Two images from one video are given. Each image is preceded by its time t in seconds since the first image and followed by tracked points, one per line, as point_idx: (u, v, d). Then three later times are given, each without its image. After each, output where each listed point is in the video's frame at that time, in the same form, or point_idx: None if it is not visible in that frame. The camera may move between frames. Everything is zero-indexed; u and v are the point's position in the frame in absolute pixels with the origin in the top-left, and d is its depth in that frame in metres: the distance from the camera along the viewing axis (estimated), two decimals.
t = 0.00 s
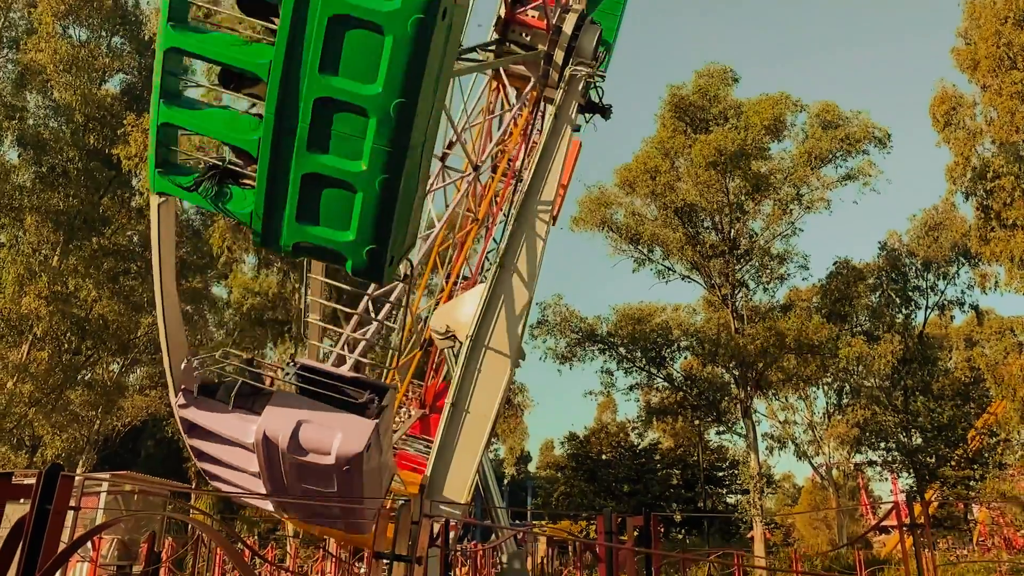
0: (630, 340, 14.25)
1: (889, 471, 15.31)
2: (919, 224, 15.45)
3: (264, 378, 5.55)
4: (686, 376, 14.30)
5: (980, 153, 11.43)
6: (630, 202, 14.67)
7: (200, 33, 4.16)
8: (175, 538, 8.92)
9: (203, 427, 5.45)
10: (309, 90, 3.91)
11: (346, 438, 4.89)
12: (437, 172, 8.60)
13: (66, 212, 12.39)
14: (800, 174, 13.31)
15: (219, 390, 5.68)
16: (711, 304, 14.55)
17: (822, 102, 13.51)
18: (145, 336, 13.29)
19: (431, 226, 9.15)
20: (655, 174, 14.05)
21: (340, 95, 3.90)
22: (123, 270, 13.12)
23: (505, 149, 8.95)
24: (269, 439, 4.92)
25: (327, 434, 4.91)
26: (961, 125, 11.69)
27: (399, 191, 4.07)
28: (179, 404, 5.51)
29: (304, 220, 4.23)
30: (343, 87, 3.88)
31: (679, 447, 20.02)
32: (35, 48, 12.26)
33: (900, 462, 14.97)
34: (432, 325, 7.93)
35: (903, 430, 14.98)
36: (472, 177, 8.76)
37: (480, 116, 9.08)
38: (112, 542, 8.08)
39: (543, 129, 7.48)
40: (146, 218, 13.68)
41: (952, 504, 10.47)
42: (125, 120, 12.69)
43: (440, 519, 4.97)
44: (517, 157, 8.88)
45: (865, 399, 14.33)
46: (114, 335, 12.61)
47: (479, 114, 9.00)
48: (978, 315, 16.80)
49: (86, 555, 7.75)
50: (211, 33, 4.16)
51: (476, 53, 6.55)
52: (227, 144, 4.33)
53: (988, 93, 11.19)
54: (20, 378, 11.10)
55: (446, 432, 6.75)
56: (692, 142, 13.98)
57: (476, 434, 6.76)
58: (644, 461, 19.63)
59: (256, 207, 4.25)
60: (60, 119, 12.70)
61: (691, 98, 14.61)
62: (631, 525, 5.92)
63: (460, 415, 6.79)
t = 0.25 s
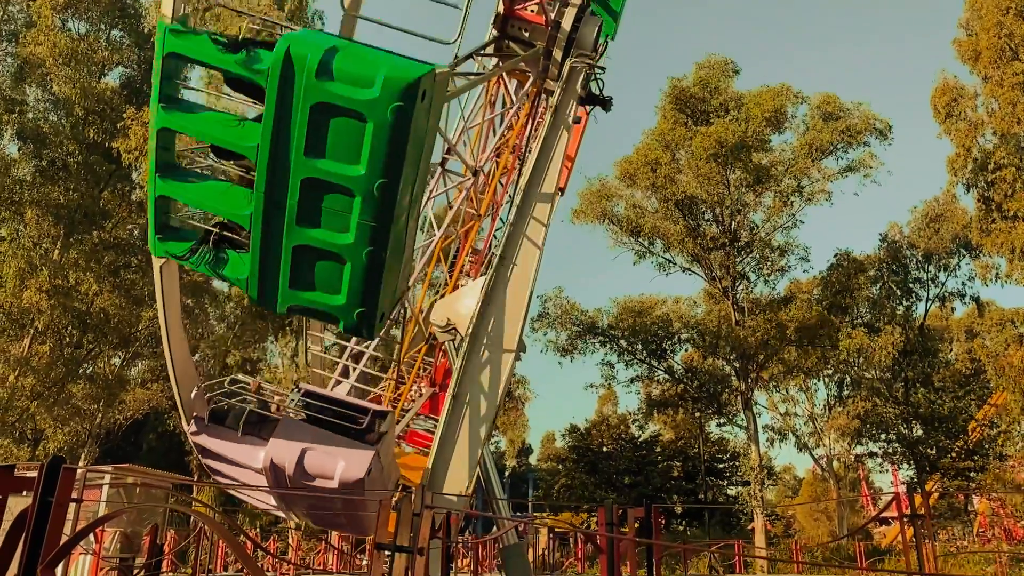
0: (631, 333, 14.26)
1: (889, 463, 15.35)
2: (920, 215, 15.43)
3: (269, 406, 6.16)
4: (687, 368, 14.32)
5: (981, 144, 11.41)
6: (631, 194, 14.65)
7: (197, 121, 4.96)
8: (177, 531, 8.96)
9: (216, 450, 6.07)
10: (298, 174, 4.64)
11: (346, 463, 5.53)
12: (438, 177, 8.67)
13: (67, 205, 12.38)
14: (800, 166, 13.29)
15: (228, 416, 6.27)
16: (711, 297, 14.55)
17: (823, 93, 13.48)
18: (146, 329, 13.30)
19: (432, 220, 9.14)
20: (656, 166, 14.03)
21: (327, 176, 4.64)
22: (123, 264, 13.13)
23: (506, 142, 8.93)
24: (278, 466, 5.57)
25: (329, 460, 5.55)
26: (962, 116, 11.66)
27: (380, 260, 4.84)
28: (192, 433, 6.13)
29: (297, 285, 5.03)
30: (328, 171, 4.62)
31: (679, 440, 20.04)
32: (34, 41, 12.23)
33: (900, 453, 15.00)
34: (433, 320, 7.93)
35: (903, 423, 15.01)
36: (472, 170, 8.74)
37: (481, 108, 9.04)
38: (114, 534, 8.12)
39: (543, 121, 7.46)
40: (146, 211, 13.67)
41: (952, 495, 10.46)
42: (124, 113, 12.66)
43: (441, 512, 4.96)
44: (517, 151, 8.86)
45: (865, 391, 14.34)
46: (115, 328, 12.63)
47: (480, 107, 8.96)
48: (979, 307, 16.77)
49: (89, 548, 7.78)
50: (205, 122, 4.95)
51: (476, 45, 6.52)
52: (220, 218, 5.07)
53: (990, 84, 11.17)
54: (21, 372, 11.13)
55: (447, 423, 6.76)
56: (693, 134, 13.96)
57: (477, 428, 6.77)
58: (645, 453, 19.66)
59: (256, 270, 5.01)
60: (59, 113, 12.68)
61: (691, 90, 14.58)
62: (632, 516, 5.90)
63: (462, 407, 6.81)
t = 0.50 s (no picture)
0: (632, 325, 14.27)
1: (891, 455, 15.38)
2: (921, 208, 15.42)
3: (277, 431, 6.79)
4: (688, 361, 14.34)
5: (983, 136, 11.38)
6: (632, 187, 14.62)
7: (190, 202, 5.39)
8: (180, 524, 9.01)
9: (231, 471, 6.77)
10: (289, 255, 4.98)
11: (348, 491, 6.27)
12: (439, 179, 8.77)
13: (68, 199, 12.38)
14: (802, 159, 13.24)
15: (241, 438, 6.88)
16: (712, 289, 14.55)
17: (824, 85, 13.45)
18: (148, 323, 13.32)
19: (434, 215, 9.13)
20: (657, 159, 14.01)
21: (318, 257, 4.96)
22: (125, 258, 13.16)
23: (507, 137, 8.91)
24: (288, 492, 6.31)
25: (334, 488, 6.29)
26: (964, 108, 11.63)
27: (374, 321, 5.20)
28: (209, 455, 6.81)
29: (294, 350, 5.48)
30: (319, 254, 4.93)
31: (681, 432, 20.05)
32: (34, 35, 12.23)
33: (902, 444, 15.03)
34: (433, 313, 7.94)
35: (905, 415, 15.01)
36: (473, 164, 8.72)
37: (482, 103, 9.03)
38: (117, 528, 8.16)
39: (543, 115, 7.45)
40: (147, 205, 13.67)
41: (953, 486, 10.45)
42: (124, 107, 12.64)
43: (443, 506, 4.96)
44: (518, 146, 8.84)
45: (867, 383, 14.33)
46: (117, 322, 12.65)
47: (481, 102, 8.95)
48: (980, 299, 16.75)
49: (92, 541, 7.81)
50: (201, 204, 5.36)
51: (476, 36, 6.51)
52: (220, 289, 5.48)
53: (991, 75, 11.14)
54: (23, 366, 11.16)
55: (449, 416, 6.76)
56: (694, 127, 13.93)
57: (478, 420, 6.78)
58: (646, 445, 19.69)
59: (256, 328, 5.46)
60: (60, 107, 12.67)
61: (692, 82, 14.55)
62: (633, 509, 5.90)
63: (463, 401, 6.81)
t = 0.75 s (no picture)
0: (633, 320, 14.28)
1: (892, 449, 15.41)
2: (923, 202, 15.40)
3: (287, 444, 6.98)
4: (690, 356, 14.35)
5: (985, 130, 11.36)
6: (634, 181, 14.61)
7: (190, 269, 4.97)
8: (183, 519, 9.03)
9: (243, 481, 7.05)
10: (286, 322, 4.57)
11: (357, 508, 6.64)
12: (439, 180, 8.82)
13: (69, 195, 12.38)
14: (803, 153, 13.22)
15: (254, 452, 7.01)
16: (714, 284, 14.54)
17: (825, 79, 13.42)
18: (150, 319, 13.33)
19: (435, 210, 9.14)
20: (658, 153, 13.99)
21: (314, 323, 4.56)
22: (126, 254, 13.17)
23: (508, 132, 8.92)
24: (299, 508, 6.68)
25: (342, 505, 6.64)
26: (966, 101, 11.59)
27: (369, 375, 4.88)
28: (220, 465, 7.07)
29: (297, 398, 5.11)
30: (315, 320, 4.54)
31: (682, 426, 20.06)
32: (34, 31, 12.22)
33: (903, 438, 15.06)
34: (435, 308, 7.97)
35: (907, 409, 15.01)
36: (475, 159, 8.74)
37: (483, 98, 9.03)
38: (120, 524, 8.19)
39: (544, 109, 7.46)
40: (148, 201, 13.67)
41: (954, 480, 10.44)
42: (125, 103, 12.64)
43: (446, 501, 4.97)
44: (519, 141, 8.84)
45: (868, 377, 14.32)
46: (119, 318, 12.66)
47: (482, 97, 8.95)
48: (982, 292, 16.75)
49: (95, 537, 7.81)
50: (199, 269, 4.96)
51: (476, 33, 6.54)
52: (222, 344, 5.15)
53: (994, 69, 11.11)
54: (26, 362, 11.18)
55: (452, 410, 6.78)
56: (695, 121, 13.91)
57: (478, 415, 6.78)
58: (648, 440, 19.72)
59: (254, 386, 5.13)
60: (60, 103, 12.66)
61: (693, 76, 14.52)
62: (636, 503, 5.89)
63: (465, 396, 6.81)
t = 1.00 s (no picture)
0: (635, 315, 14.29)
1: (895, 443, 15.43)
2: (926, 196, 15.37)
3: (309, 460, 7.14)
4: (691, 351, 14.36)
5: (988, 124, 11.33)
6: (636, 176, 14.58)
7: (198, 331, 4.77)
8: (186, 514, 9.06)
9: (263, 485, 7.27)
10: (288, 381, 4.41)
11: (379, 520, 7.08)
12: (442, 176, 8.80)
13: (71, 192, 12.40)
14: (805, 148, 13.21)
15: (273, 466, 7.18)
16: (716, 279, 14.53)
17: (828, 73, 13.37)
18: (152, 316, 13.35)
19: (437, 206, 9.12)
20: (660, 148, 13.97)
21: (313, 381, 4.38)
22: (128, 251, 13.19)
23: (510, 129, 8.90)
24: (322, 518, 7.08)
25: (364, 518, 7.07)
26: (969, 95, 11.55)
27: (366, 431, 4.69)
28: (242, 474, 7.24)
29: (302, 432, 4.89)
30: (314, 379, 4.34)
31: (684, 421, 20.09)
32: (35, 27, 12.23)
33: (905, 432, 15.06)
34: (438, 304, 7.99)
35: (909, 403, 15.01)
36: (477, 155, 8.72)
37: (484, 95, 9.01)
38: (124, 520, 8.22)
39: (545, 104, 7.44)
40: (150, 198, 13.68)
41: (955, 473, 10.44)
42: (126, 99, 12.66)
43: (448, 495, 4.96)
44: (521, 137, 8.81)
45: (871, 371, 14.30)
46: (121, 314, 12.68)
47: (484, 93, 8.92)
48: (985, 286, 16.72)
49: (99, 533, 7.84)
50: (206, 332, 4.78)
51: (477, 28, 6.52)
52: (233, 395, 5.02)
53: (997, 62, 11.06)
54: (28, 358, 11.21)
55: (453, 406, 6.77)
56: (697, 116, 13.88)
57: (479, 412, 6.78)
58: (650, 435, 19.74)
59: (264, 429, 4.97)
60: (62, 100, 12.67)
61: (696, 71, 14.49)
62: (638, 498, 5.88)
63: (467, 392, 6.81)
